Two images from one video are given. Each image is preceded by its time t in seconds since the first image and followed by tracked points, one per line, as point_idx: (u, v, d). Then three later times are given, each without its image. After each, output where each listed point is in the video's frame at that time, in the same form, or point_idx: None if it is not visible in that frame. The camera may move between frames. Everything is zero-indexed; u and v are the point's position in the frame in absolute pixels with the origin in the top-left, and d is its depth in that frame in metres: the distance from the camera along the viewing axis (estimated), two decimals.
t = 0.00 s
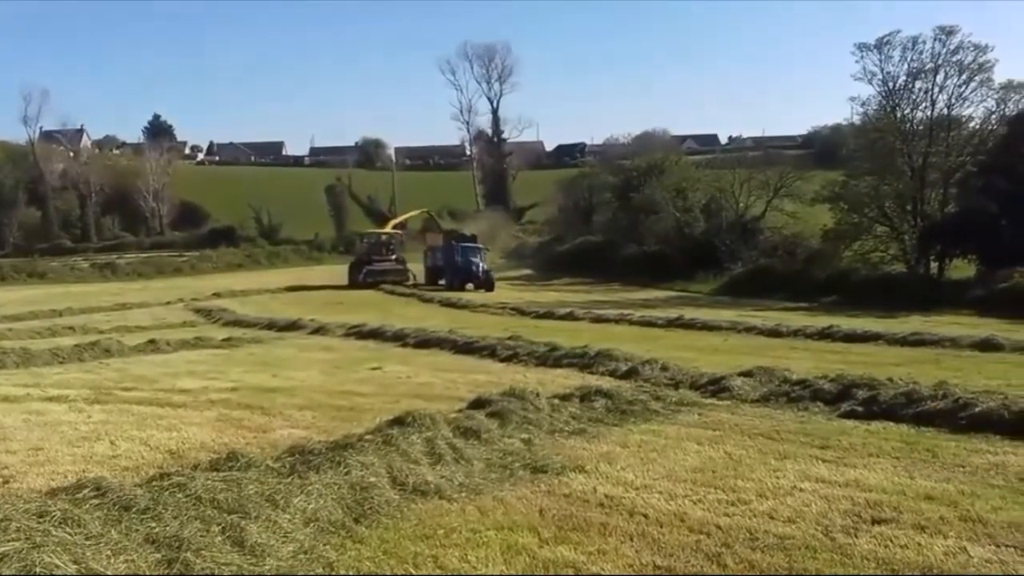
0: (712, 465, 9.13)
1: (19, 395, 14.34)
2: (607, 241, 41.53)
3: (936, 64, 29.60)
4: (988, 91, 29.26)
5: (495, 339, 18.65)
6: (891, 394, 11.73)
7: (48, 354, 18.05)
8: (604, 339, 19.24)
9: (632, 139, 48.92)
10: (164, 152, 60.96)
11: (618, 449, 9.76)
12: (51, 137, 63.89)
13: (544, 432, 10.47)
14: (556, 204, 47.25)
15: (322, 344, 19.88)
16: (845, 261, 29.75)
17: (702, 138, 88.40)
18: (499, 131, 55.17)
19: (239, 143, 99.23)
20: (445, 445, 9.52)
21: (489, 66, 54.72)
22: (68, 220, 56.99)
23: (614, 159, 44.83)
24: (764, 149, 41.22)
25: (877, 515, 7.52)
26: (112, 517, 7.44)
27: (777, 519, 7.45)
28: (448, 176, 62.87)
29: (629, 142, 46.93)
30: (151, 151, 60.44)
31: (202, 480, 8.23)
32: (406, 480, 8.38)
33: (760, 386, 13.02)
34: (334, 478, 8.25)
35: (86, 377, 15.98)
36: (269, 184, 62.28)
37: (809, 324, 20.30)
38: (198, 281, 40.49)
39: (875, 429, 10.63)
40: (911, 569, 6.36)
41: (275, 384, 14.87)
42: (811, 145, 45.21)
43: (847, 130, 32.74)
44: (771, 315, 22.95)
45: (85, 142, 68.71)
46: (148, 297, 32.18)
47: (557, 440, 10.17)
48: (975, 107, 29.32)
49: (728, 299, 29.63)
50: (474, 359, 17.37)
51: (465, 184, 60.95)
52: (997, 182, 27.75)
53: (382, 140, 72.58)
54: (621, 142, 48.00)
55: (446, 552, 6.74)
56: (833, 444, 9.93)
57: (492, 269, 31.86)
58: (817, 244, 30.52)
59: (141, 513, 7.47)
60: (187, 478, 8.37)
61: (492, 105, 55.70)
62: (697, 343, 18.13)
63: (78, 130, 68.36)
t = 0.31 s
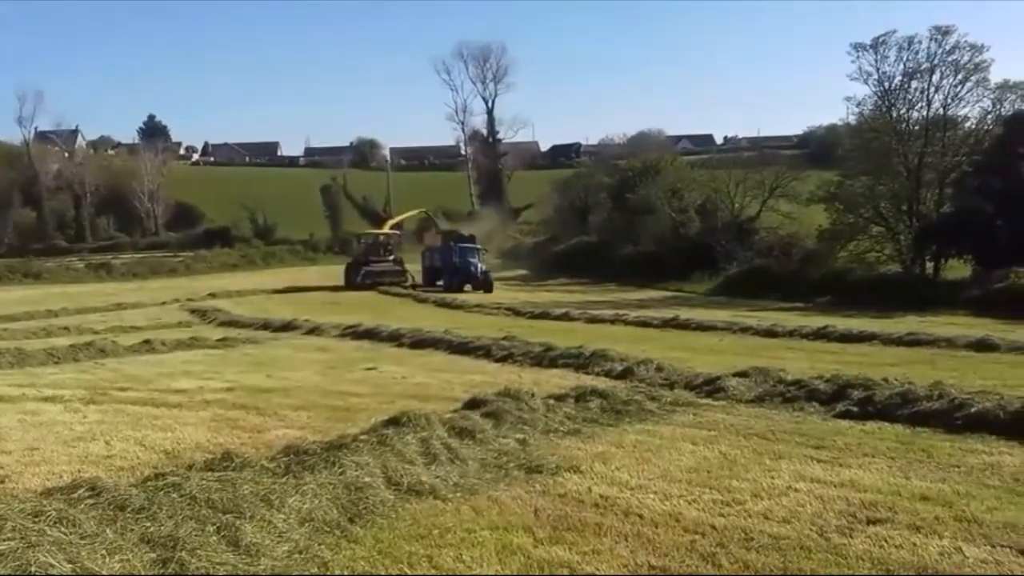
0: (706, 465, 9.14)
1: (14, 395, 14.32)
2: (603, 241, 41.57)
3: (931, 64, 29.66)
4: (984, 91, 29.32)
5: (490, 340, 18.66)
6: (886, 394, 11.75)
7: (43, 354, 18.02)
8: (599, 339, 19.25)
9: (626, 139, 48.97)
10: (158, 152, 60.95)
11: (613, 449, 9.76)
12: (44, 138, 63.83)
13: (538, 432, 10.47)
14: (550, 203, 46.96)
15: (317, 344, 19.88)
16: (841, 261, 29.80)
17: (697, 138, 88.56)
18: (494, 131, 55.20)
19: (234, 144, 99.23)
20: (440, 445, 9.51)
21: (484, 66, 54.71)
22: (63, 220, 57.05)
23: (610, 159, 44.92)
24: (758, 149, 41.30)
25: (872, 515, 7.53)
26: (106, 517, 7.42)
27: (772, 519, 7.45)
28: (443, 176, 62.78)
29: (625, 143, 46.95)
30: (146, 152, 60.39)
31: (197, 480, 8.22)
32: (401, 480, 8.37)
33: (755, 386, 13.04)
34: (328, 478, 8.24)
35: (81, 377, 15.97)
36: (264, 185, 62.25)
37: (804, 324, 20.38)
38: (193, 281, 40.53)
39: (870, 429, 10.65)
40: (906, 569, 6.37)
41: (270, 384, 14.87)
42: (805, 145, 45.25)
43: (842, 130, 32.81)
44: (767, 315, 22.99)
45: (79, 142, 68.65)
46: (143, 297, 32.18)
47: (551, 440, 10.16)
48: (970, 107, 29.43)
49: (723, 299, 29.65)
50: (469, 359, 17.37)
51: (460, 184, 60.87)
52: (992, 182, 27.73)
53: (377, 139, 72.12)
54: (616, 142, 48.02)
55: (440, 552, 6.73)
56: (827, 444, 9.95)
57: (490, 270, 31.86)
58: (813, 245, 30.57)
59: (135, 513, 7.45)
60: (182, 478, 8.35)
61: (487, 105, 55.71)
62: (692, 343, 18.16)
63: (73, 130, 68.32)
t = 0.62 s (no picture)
0: (700, 465, 9.13)
1: (8, 395, 14.27)
2: (597, 241, 41.57)
3: (926, 64, 29.72)
4: (979, 91, 29.36)
5: (484, 340, 18.66)
6: (880, 395, 11.77)
7: (37, 354, 17.97)
8: (594, 339, 19.24)
9: (620, 139, 48.98)
10: (151, 152, 60.80)
11: (607, 449, 9.76)
12: (38, 138, 63.65)
13: (533, 432, 10.46)
14: (544, 203, 46.95)
15: (311, 344, 19.84)
16: (835, 261, 29.88)
17: (691, 138, 88.73)
18: (488, 131, 55.17)
19: (228, 144, 99.11)
20: (434, 445, 9.50)
21: (478, 66, 54.65)
22: (57, 220, 56.95)
23: (604, 160, 44.93)
24: (752, 149, 41.31)
25: (866, 516, 7.54)
26: (100, 517, 7.39)
27: (766, 520, 7.45)
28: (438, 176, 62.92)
29: (619, 143, 46.99)
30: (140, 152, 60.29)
31: (191, 480, 8.18)
32: (395, 480, 8.36)
33: (749, 386, 13.05)
34: (322, 478, 8.22)
35: (76, 377, 15.92)
36: (258, 185, 62.21)
37: (798, 324, 20.43)
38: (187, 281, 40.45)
39: (865, 429, 10.66)
40: (900, 569, 6.37)
41: (264, 384, 14.84)
42: (799, 145, 45.30)
43: (836, 130, 32.88)
44: (762, 315, 23.02)
45: (72, 142, 68.48)
46: (137, 297, 32.11)
47: (546, 440, 10.16)
48: (965, 106, 29.45)
49: (718, 300, 29.67)
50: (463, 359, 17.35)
51: (454, 185, 60.84)
52: (986, 182, 27.71)
53: (371, 140, 72.48)
54: (609, 142, 47.99)
55: (434, 552, 6.72)
56: (822, 444, 9.96)
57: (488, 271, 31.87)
58: (807, 245, 30.74)
59: (129, 513, 7.42)
60: (176, 478, 8.33)
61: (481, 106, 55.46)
62: (686, 344, 18.17)
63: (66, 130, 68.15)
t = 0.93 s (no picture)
0: (695, 465, 9.12)
1: (2, 395, 14.21)
2: (591, 241, 41.56)
3: (921, 64, 29.76)
4: (974, 90, 29.38)
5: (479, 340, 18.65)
6: (875, 394, 11.77)
7: (32, 354, 17.90)
8: (588, 339, 19.23)
9: (615, 139, 48.96)
10: (146, 152, 60.75)
11: (602, 449, 9.74)
12: (33, 138, 63.52)
13: (527, 432, 10.44)
14: (539, 204, 46.90)
15: (306, 344, 19.81)
16: (830, 261, 29.95)
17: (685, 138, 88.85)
18: (483, 131, 55.15)
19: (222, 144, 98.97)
20: (429, 445, 9.47)
21: (472, 66, 54.59)
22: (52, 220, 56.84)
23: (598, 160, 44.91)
24: (747, 149, 41.31)
25: (861, 515, 7.53)
26: (95, 516, 7.35)
27: (761, 519, 7.44)
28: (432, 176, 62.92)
29: (614, 142, 46.99)
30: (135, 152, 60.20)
31: (185, 479, 8.14)
32: (390, 480, 8.33)
33: (744, 386, 13.04)
34: (317, 478, 8.19)
35: (71, 377, 15.87)
36: (252, 185, 62.15)
37: (793, 324, 20.46)
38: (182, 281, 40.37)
39: (860, 429, 10.67)
40: (894, 569, 6.37)
41: (259, 384, 14.80)
42: (794, 145, 45.29)
43: (831, 131, 32.92)
44: (756, 315, 23.05)
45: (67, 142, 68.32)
46: (131, 297, 32.03)
47: (541, 440, 10.14)
48: (960, 106, 29.47)
49: (713, 300, 29.68)
50: (458, 359, 17.33)
51: (449, 185, 60.76)
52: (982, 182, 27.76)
53: (367, 140, 72.05)
54: (604, 142, 47.95)
55: (429, 551, 6.69)
56: (817, 444, 9.95)
57: (486, 271, 31.91)
58: (802, 245, 30.79)
59: (124, 513, 7.39)
60: (171, 477, 8.29)
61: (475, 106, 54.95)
62: (681, 344, 18.18)
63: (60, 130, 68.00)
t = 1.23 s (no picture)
0: (689, 465, 9.12)
1: None
2: (584, 242, 41.58)
3: (915, 64, 29.81)
4: (968, 90, 29.43)
5: (472, 340, 18.64)
6: (869, 395, 11.78)
7: (26, 354, 17.83)
8: (582, 339, 19.22)
9: (608, 139, 48.96)
10: (140, 152, 60.52)
11: (596, 449, 9.73)
12: (26, 139, 63.31)
13: (521, 432, 10.43)
14: (532, 204, 46.84)
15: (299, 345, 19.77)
16: (823, 261, 30.01)
17: (678, 138, 89.02)
18: (476, 131, 55.08)
19: (215, 144, 98.75)
20: (422, 445, 9.45)
21: (465, 66, 54.53)
22: (45, 221, 56.66)
23: (592, 160, 44.93)
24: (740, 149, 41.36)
25: (855, 515, 7.53)
26: (88, 516, 7.31)
27: (755, 519, 7.43)
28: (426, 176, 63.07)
29: (607, 143, 46.98)
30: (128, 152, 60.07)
31: (178, 480, 8.11)
32: (383, 480, 8.31)
33: (737, 387, 13.05)
34: (310, 478, 8.16)
35: (64, 377, 15.81)
36: (246, 185, 62.07)
37: (786, 324, 20.51)
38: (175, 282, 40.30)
39: (854, 429, 10.68)
40: (888, 569, 6.37)
41: (253, 384, 14.77)
42: (787, 145, 45.34)
43: (824, 131, 32.97)
44: (750, 315, 23.09)
45: (60, 143, 68.11)
46: (125, 297, 31.95)
47: (534, 440, 10.13)
48: (954, 106, 29.51)
49: (707, 300, 29.71)
50: (451, 359, 17.31)
51: (442, 184, 60.73)
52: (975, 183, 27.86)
53: (359, 140, 72.30)
54: (597, 142, 47.94)
55: (422, 551, 6.67)
56: (811, 444, 9.96)
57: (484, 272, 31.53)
58: (795, 245, 30.85)
59: (117, 513, 7.35)
60: (164, 477, 8.26)
61: (467, 106, 54.65)
62: (675, 344, 18.19)
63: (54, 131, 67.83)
